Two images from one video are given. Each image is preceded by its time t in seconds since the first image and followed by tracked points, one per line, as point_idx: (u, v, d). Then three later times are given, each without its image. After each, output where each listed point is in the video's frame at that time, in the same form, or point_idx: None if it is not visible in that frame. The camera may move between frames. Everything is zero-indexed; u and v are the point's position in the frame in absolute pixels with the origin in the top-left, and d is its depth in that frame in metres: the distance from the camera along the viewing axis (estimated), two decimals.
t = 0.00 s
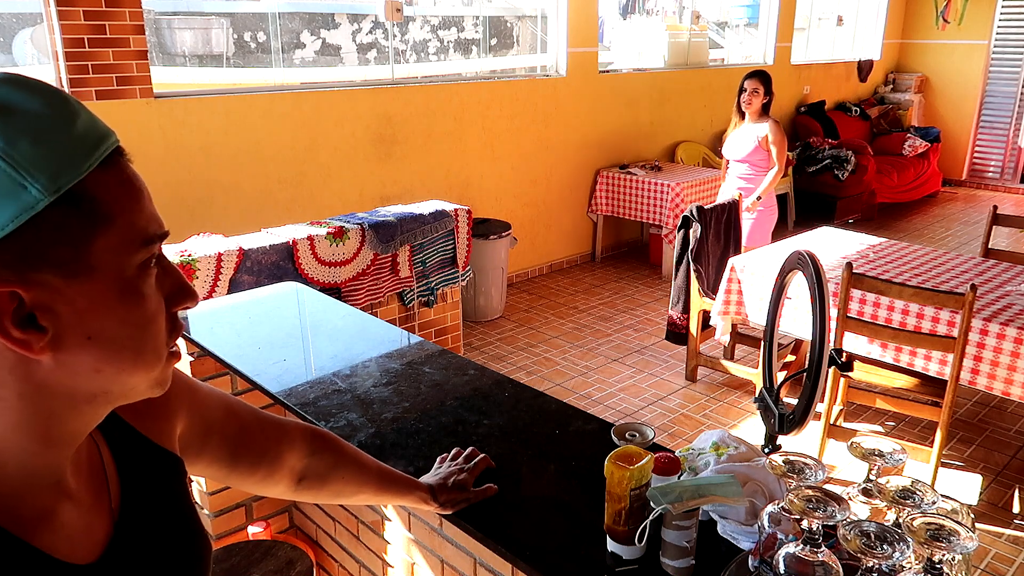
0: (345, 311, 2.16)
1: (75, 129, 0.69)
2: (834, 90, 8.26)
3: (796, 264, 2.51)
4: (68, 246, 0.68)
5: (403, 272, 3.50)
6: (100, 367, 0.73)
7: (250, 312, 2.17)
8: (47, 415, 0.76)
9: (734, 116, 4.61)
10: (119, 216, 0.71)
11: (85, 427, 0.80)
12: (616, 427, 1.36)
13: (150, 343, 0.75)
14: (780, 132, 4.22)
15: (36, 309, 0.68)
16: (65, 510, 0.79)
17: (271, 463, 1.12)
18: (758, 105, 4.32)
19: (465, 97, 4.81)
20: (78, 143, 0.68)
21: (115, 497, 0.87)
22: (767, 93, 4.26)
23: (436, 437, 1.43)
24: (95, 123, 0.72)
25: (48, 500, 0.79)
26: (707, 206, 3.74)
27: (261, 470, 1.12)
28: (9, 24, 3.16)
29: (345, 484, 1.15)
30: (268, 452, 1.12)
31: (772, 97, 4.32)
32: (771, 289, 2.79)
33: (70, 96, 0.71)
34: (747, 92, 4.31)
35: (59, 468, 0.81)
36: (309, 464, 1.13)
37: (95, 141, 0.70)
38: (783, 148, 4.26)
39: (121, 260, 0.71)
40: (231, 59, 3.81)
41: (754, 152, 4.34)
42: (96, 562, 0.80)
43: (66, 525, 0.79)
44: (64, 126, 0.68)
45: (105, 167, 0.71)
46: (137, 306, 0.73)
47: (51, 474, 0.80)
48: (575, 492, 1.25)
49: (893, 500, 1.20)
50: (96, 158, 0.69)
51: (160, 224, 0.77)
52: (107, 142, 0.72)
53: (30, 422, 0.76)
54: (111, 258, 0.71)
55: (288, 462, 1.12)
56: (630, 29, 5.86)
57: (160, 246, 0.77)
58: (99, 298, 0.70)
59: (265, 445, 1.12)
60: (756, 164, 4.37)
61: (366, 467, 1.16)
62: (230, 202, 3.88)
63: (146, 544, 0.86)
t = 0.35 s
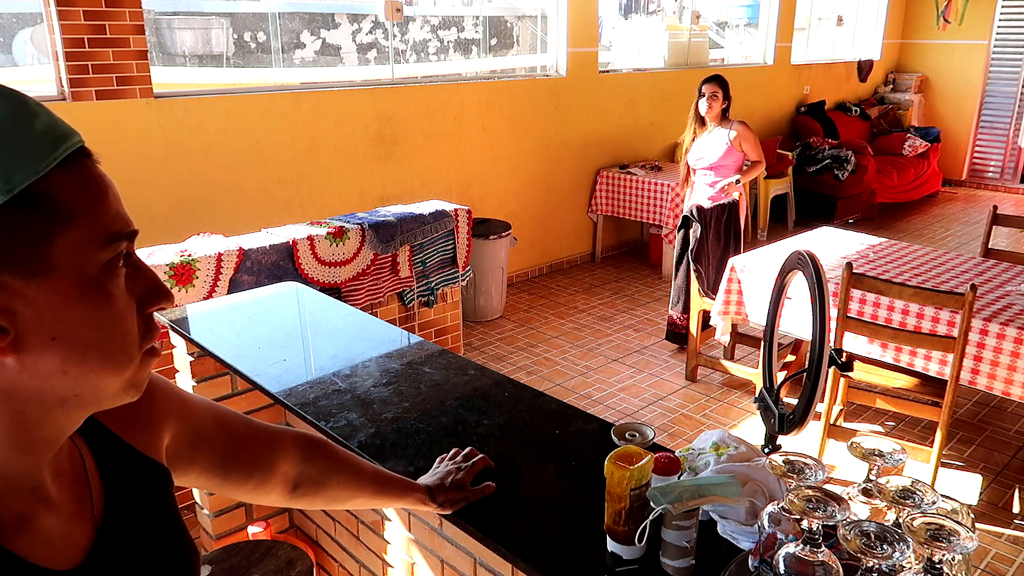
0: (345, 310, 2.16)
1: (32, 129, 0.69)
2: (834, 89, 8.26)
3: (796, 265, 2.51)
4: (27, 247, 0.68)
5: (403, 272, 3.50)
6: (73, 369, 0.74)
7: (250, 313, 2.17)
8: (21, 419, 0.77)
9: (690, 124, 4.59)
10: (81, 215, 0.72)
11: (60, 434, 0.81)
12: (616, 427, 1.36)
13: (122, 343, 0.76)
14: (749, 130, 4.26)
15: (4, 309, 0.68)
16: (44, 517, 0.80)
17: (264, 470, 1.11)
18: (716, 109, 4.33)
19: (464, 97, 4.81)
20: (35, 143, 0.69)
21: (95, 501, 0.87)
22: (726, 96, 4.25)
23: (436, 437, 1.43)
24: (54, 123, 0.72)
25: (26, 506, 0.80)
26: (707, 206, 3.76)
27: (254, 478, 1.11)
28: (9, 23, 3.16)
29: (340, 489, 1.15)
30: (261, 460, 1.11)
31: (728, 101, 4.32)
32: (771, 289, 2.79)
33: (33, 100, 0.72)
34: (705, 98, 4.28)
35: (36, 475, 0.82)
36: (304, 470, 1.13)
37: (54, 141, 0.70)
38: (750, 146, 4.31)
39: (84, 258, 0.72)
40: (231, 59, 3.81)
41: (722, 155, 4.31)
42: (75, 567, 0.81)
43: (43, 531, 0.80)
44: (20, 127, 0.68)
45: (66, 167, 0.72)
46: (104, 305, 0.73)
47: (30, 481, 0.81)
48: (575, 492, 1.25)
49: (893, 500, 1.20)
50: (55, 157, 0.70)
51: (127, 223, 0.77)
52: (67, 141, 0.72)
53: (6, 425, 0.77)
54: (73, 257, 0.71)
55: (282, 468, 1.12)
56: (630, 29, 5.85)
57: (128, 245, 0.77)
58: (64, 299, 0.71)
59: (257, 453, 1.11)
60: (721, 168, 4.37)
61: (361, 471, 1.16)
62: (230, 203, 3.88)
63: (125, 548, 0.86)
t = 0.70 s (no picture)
0: (345, 311, 2.16)
1: (34, 133, 0.70)
2: (834, 89, 8.25)
3: (795, 265, 2.50)
4: (32, 243, 0.69)
5: (403, 272, 3.50)
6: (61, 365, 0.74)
7: (250, 313, 2.17)
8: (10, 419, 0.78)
9: (657, 137, 4.53)
10: (81, 215, 0.73)
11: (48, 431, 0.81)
12: (616, 428, 1.36)
13: (111, 342, 0.76)
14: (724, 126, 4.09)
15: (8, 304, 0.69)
16: (23, 518, 0.80)
17: (262, 473, 1.11)
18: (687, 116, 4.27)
19: (464, 97, 4.81)
20: (40, 144, 0.70)
21: (79, 500, 0.87)
22: (693, 101, 4.20)
23: (436, 437, 1.43)
24: (53, 128, 0.73)
25: (8, 506, 0.80)
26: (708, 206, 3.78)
27: (251, 482, 1.11)
28: (9, 24, 3.16)
29: (339, 491, 1.14)
30: (257, 462, 1.11)
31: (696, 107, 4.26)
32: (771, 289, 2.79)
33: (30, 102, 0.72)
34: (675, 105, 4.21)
35: (21, 475, 0.82)
36: (301, 472, 1.13)
37: (55, 145, 0.71)
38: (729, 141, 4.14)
39: (84, 257, 0.73)
40: (231, 59, 3.81)
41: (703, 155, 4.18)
42: (58, 568, 0.81)
43: (24, 532, 0.80)
44: (25, 129, 0.69)
45: (66, 170, 0.72)
46: (100, 303, 0.74)
47: (15, 481, 0.81)
48: (575, 492, 1.25)
49: (894, 500, 1.20)
50: (57, 161, 0.71)
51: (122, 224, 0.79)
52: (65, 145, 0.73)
53: None
54: (74, 255, 0.72)
55: (279, 470, 1.12)
56: (630, 29, 5.85)
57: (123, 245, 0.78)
58: (64, 296, 0.72)
59: (253, 456, 1.11)
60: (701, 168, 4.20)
61: (359, 472, 1.15)
62: (229, 203, 3.88)
63: (113, 548, 0.86)
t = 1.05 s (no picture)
0: (345, 311, 2.16)
1: (42, 132, 0.70)
2: (835, 89, 8.25)
3: (796, 265, 2.50)
4: (37, 243, 0.69)
5: (403, 272, 3.50)
6: (71, 366, 0.74)
7: (249, 313, 2.17)
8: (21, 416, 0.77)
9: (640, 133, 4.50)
10: (88, 214, 0.73)
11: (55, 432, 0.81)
12: (616, 428, 1.36)
13: (122, 344, 0.76)
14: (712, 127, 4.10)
15: (13, 303, 0.69)
16: (31, 519, 0.80)
17: (263, 472, 1.11)
18: (674, 113, 4.25)
19: (464, 97, 4.81)
20: (47, 143, 0.70)
21: (86, 499, 0.87)
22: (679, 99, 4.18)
23: (436, 437, 1.43)
24: (60, 127, 0.73)
25: (17, 507, 0.80)
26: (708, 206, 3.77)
27: (252, 481, 1.11)
28: (9, 24, 3.16)
29: (340, 491, 1.14)
30: (259, 461, 1.11)
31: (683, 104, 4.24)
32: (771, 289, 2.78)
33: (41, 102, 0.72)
34: (660, 103, 4.18)
35: (29, 474, 0.82)
36: (302, 472, 1.13)
37: (62, 144, 0.71)
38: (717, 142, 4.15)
39: (91, 257, 0.73)
40: (231, 59, 3.82)
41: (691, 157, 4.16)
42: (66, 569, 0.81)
43: (32, 533, 0.80)
44: (33, 127, 0.69)
45: (73, 169, 0.72)
46: (108, 304, 0.74)
47: (22, 481, 0.81)
48: (574, 492, 1.25)
49: (894, 500, 1.20)
50: (65, 160, 0.71)
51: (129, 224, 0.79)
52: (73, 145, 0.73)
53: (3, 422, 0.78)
54: (81, 255, 0.72)
55: (280, 469, 1.12)
56: (630, 29, 5.85)
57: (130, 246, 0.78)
58: (71, 296, 0.72)
59: (255, 455, 1.11)
60: (690, 171, 4.17)
61: (359, 472, 1.15)
62: (229, 202, 3.88)
63: (118, 548, 0.86)
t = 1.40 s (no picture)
0: (345, 311, 2.16)
1: (126, 154, 0.73)
2: (834, 89, 8.25)
3: (796, 265, 2.50)
4: (100, 247, 0.70)
5: (403, 272, 3.50)
6: (100, 372, 0.71)
7: (249, 313, 2.17)
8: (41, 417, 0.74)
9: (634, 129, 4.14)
10: (150, 230, 0.74)
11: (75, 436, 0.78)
12: (616, 427, 1.36)
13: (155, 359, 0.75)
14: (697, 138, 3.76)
15: (62, 299, 0.68)
16: (41, 518, 0.79)
17: (262, 472, 1.11)
18: (665, 113, 3.95)
19: (465, 97, 4.81)
20: (128, 164, 0.72)
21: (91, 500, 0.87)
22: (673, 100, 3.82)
23: (435, 437, 1.43)
24: (142, 155, 0.76)
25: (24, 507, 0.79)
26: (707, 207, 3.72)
27: (251, 480, 1.11)
28: (9, 24, 3.17)
29: (339, 490, 1.14)
30: (258, 461, 1.12)
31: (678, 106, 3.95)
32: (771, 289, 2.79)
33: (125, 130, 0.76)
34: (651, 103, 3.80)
35: (39, 476, 0.80)
36: (300, 472, 1.13)
37: (141, 170, 0.74)
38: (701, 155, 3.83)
39: (146, 270, 0.74)
40: (231, 59, 3.81)
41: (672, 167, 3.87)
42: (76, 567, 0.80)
43: (41, 531, 0.79)
44: (119, 149, 0.72)
45: (144, 191, 0.75)
46: (152, 317, 0.74)
47: (31, 482, 0.79)
48: (574, 492, 1.25)
49: (893, 499, 1.20)
50: (139, 182, 0.73)
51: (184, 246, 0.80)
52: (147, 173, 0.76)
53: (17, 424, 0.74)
54: (137, 267, 0.73)
55: (279, 468, 1.13)
56: (630, 29, 5.85)
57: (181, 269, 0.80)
58: (120, 303, 0.71)
59: (254, 455, 1.11)
60: (669, 181, 3.91)
61: (356, 472, 1.16)
62: (229, 203, 3.88)
63: (123, 548, 0.86)
